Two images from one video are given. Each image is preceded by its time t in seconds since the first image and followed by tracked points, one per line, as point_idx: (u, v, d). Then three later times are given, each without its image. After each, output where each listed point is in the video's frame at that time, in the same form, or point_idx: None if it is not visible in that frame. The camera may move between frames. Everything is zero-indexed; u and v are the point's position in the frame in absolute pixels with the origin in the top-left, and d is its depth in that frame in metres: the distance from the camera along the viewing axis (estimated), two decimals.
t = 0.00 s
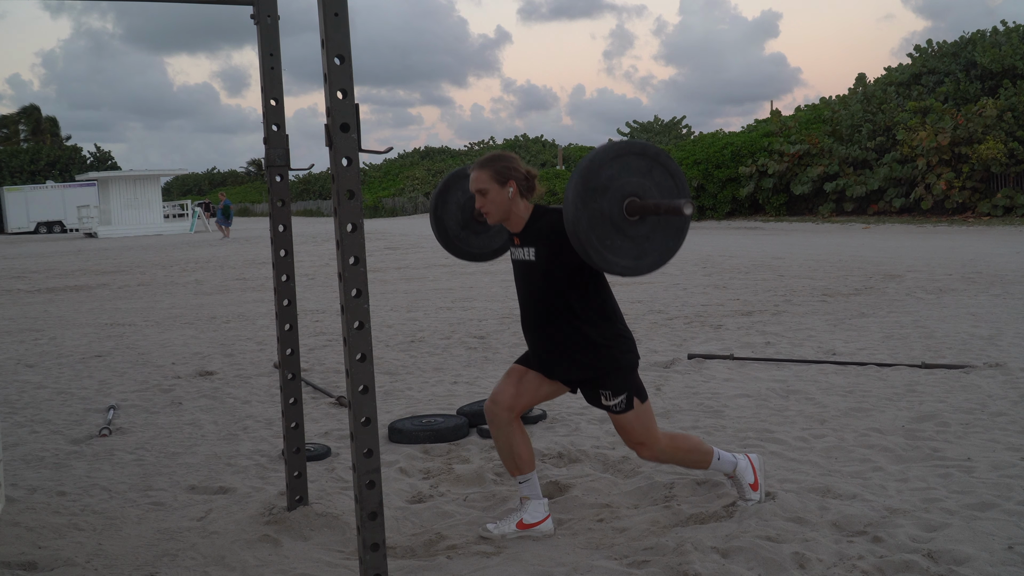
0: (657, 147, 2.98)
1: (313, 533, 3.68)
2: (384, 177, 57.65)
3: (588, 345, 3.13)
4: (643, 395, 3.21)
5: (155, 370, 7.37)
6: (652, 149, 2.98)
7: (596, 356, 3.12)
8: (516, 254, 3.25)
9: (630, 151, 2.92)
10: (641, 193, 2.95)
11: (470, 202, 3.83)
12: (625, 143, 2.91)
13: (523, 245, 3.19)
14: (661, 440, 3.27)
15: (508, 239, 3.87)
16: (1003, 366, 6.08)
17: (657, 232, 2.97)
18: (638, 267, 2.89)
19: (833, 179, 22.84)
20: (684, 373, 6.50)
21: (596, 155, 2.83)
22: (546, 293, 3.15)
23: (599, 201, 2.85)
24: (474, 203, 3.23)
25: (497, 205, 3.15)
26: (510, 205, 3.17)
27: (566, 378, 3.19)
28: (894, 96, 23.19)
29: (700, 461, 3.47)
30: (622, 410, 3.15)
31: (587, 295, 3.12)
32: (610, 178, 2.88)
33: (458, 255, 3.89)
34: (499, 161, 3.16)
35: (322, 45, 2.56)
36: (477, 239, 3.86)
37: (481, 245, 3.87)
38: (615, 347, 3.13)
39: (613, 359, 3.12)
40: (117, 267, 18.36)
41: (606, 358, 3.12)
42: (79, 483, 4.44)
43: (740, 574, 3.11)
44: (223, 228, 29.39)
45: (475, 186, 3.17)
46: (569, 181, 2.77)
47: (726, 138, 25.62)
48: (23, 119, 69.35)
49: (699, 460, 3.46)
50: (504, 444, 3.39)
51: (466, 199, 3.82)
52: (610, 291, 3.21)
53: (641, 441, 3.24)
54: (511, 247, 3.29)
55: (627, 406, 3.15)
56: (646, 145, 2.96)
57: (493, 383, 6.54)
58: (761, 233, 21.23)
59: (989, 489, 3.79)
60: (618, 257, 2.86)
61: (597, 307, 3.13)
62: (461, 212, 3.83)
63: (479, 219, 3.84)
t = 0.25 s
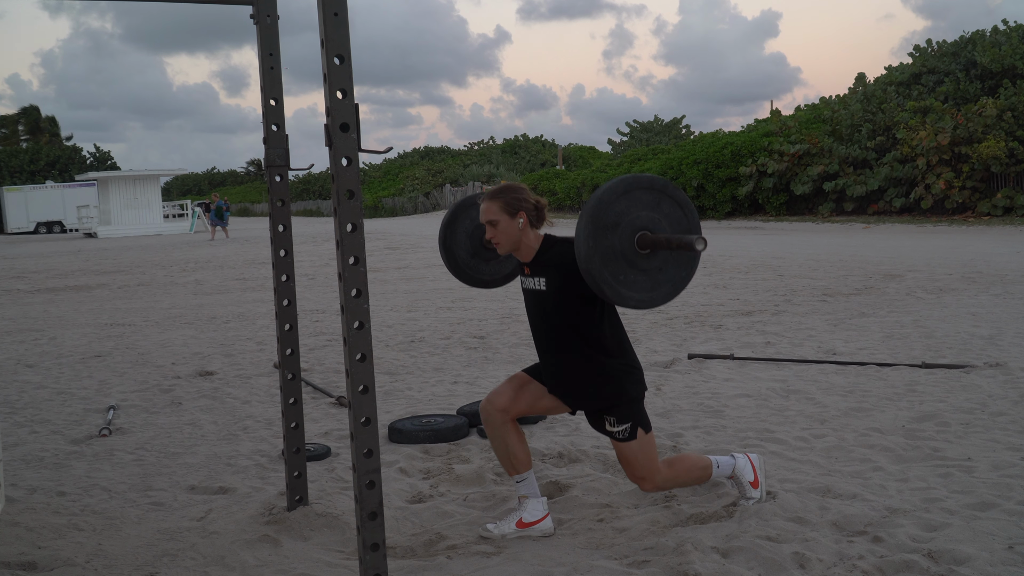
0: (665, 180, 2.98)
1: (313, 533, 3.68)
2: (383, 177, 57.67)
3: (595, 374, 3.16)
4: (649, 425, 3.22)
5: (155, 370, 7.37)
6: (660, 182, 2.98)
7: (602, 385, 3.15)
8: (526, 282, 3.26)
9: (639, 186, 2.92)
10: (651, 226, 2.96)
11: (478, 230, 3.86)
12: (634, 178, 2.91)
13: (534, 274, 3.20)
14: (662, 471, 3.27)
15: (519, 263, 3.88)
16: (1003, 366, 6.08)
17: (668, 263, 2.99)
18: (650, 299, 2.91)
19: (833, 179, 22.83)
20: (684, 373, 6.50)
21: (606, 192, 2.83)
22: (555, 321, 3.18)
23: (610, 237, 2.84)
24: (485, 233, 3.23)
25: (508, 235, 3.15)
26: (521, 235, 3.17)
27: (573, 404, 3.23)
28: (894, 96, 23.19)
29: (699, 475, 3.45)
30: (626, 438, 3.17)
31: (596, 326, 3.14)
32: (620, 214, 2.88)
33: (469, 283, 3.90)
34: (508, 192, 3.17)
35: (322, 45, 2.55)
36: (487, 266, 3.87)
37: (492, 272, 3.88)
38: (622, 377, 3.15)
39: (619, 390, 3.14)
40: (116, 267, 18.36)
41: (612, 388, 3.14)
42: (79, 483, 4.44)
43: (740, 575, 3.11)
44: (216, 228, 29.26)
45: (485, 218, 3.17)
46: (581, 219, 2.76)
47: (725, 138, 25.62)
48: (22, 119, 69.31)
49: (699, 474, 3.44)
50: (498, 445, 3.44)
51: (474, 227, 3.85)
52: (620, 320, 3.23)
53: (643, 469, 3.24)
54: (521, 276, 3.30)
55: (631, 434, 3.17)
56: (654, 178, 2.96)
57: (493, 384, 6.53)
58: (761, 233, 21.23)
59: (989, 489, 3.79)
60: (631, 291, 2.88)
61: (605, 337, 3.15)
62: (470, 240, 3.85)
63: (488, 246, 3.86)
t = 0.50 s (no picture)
0: (670, 202, 2.99)
1: (313, 533, 3.67)
2: (383, 177, 57.66)
3: (596, 395, 3.21)
4: (648, 448, 3.28)
5: (154, 370, 7.37)
6: (665, 205, 2.99)
7: (604, 407, 3.19)
8: (530, 301, 3.31)
9: (643, 211, 2.94)
10: (657, 250, 2.98)
11: (482, 249, 3.90)
12: (638, 204, 2.92)
13: (538, 293, 3.25)
14: (661, 495, 3.33)
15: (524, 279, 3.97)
16: (1003, 365, 6.08)
17: (675, 285, 3.02)
18: (659, 323, 2.95)
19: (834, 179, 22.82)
20: (684, 373, 6.50)
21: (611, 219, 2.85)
22: (558, 341, 3.22)
23: (616, 263, 2.87)
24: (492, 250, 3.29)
25: (515, 254, 3.21)
26: (527, 254, 3.23)
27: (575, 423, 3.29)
28: (894, 96, 23.21)
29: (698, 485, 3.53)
30: (625, 459, 3.23)
31: (599, 348, 3.18)
32: (625, 240, 2.90)
33: (475, 301, 3.97)
34: (516, 211, 3.22)
35: (322, 45, 2.55)
36: (492, 283, 3.95)
37: (498, 289, 3.97)
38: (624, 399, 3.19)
39: (620, 412, 3.18)
40: (116, 267, 18.35)
41: (614, 411, 3.18)
42: (79, 483, 4.44)
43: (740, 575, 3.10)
44: (209, 228, 29.16)
45: (494, 236, 3.22)
46: (586, 248, 2.79)
47: (726, 138, 25.62)
48: (22, 119, 69.29)
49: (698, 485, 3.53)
50: (497, 448, 3.49)
51: (478, 247, 3.88)
52: (623, 344, 3.26)
53: (641, 489, 3.30)
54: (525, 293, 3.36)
55: (630, 455, 3.22)
56: (658, 202, 2.97)
57: (493, 384, 6.53)
58: (762, 232, 21.22)
59: (990, 489, 3.79)
60: (639, 315, 2.92)
61: (608, 359, 3.19)
62: (474, 260, 3.90)
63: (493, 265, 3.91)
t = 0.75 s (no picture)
0: (674, 218, 3.00)
1: (313, 533, 3.67)
2: (383, 177, 57.66)
3: (598, 406, 3.26)
4: (648, 461, 3.34)
5: (154, 370, 7.36)
6: (668, 221, 3.00)
7: (606, 419, 3.24)
8: (532, 313, 3.34)
9: (647, 227, 2.95)
10: (662, 266, 3.00)
11: (484, 259, 3.93)
12: (642, 221, 2.93)
13: (541, 305, 3.28)
14: (660, 508, 3.39)
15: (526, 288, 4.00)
16: (1004, 365, 6.08)
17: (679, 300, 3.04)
18: (663, 338, 2.97)
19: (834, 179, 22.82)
20: (684, 372, 6.49)
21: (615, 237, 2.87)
22: (561, 354, 3.28)
23: (620, 280, 2.89)
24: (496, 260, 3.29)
25: (519, 265, 3.22)
26: (531, 266, 3.24)
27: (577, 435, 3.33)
28: (894, 96, 23.23)
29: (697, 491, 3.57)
30: (625, 471, 3.27)
31: (601, 361, 3.24)
32: (629, 257, 2.92)
33: (478, 311, 3.99)
34: (523, 223, 3.23)
35: (322, 45, 2.55)
36: (494, 293, 3.97)
37: (500, 299, 3.99)
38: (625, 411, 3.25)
39: (622, 424, 3.23)
40: (116, 266, 18.35)
41: (615, 423, 3.23)
42: (78, 483, 4.43)
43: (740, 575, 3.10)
44: (206, 228, 29.09)
45: (498, 246, 3.23)
46: (590, 265, 2.81)
47: (726, 138, 25.62)
48: (22, 119, 69.28)
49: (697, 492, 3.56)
50: (497, 448, 3.50)
51: (480, 256, 3.92)
52: (624, 357, 3.32)
53: (640, 499, 3.35)
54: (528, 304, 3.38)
55: (630, 467, 3.27)
56: (662, 218, 2.98)
57: (493, 383, 6.53)
58: (762, 232, 21.23)
59: (990, 489, 3.79)
60: (644, 331, 2.94)
61: (610, 372, 3.25)
62: (476, 270, 3.93)
63: (496, 275, 3.93)
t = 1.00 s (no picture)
0: (672, 213, 2.96)
1: (313, 533, 3.67)
2: (383, 176, 57.68)
3: (596, 399, 3.23)
4: (647, 452, 3.31)
5: (154, 370, 7.36)
6: (667, 216, 2.96)
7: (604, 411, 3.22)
8: (532, 307, 3.33)
9: (645, 223, 2.92)
10: (661, 261, 2.96)
11: (483, 253, 3.89)
12: (641, 216, 2.89)
13: (539, 300, 3.27)
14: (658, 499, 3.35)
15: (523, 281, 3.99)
16: (1004, 365, 6.08)
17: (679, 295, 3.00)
18: (662, 334, 2.94)
19: (834, 179, 22.82)
20: (684, 372, 6.50)
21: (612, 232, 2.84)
22: (559, 346, 3.25)
23: (618, 276, 2.86)
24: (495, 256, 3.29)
25: (517, 260, 3.21)
26: (530, 260, 3.23)
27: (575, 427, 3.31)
28: (894, 95, 23.25)
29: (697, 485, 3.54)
30: (624, 462, 3.25)
31: (600, 354, 3.21)
32: (627, 252, 2.88)
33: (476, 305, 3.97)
34: (522, 217, 3.22)
35: (322, 43, 2.54)
36: (493, 287, 3.95)
37: (498, 293, 3.97)
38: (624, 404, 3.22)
39: (621, 416, 3.20)
40: (116, 266, 18.34)
41: (614, 416, 3.20)
42: (78, 482, 4.43)
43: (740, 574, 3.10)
44: (205, 227, 29.07)
45: (496, 242, 3.22)
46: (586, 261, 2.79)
47: (726, 137, 25.63)
48: (22, 118, 69.28)
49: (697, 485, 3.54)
50: (496, 445, 3.49)
51: (479, 251, 3.88)
52: (623, 349, 3.28)
53: (638, 493, 3.33)
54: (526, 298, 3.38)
55: (629, 459, 3.25)
56: (661, 213, 2.94)
57: (493, 383, 6.53)
58: (762, 232, 21.25)
59: (990, 489, 3.79)
60: (643, 326, 2.91)
61: (608, 364, 3.22)
62: (475, 264, 3.89)
63: (494, 268, 3.91)
